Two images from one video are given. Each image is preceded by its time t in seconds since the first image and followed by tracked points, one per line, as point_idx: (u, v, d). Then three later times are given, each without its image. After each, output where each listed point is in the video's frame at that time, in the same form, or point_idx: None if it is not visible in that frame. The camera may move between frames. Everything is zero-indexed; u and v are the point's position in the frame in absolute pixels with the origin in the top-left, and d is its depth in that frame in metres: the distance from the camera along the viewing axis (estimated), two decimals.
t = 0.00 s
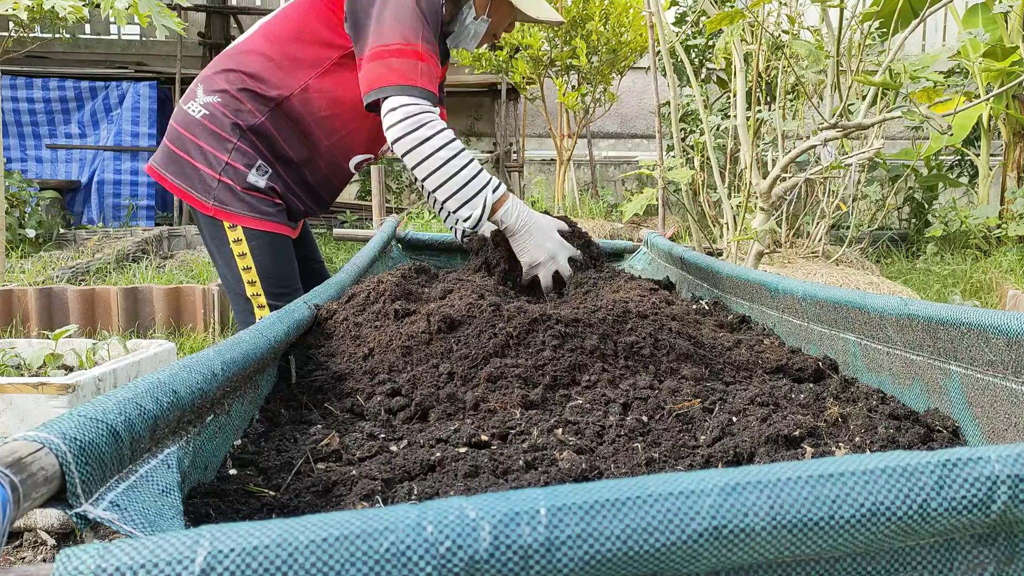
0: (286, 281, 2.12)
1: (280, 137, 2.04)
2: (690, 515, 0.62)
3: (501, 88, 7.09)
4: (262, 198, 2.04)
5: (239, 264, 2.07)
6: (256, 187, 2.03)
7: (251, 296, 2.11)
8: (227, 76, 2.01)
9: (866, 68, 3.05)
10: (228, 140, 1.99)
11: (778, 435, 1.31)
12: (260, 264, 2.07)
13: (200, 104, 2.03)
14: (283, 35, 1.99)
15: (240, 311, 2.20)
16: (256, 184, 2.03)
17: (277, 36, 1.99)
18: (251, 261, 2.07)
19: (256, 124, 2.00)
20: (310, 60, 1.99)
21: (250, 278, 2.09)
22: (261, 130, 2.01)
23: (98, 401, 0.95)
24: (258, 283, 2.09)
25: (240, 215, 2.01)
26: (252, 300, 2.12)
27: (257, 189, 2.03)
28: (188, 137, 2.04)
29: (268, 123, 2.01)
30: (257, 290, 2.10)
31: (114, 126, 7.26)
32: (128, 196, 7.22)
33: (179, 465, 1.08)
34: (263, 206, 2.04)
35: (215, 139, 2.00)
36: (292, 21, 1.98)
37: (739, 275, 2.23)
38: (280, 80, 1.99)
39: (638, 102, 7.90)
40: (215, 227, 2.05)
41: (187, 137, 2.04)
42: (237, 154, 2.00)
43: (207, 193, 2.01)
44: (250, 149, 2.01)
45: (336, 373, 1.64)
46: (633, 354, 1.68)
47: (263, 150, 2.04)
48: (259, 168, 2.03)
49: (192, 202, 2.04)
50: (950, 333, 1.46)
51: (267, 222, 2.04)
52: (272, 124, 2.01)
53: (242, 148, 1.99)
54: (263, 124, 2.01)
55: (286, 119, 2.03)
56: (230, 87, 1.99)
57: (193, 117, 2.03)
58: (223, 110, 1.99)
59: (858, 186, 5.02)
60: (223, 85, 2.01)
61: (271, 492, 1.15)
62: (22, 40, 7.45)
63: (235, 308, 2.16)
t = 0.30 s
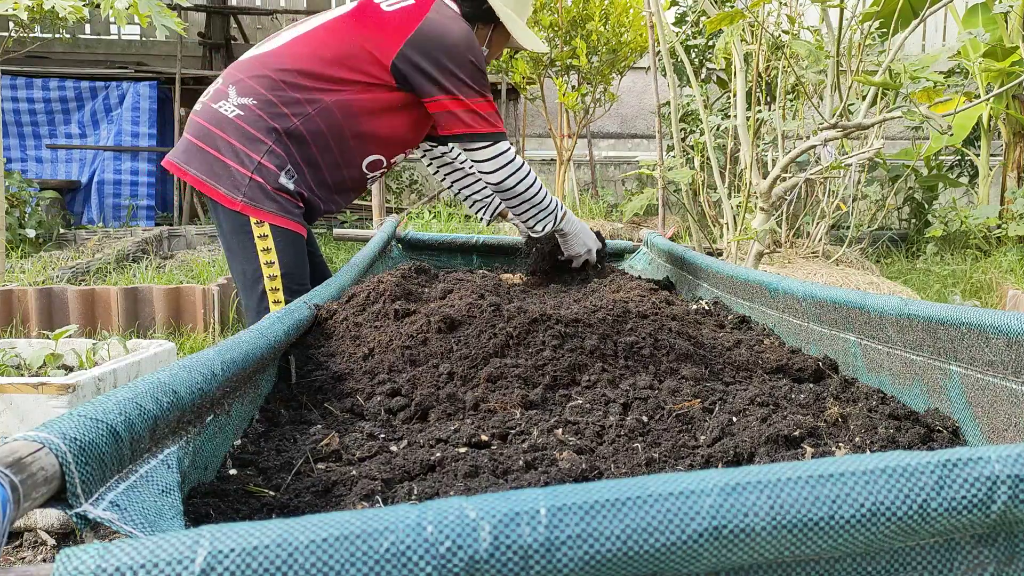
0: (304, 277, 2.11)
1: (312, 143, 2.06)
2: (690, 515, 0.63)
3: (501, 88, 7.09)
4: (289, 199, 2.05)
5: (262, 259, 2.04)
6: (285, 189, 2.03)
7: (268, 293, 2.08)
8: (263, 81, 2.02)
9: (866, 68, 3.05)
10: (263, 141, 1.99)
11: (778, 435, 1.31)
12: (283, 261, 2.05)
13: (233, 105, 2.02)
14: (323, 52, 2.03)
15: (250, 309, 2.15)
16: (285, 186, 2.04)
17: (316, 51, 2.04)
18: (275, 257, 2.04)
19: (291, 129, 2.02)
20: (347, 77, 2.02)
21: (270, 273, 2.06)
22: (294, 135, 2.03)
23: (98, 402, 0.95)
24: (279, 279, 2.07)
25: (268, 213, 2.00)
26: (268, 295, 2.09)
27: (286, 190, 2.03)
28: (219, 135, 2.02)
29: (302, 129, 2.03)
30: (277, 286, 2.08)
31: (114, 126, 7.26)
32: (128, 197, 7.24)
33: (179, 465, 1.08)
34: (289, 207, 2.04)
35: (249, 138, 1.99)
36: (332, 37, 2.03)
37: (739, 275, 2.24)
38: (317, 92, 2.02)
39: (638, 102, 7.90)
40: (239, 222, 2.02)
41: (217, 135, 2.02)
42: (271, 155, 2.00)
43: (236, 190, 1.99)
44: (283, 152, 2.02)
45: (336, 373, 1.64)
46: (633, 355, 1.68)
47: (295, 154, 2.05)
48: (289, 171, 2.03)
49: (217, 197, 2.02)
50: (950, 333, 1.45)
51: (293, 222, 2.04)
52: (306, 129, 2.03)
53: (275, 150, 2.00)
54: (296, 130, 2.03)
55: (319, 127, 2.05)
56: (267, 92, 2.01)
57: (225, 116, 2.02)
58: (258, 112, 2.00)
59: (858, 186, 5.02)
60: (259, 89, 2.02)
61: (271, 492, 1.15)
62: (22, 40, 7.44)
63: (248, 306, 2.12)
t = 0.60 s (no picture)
0: (313, 278, 2.12)
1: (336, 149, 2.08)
2: (690, 515, 0.62)
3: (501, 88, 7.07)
4: (310, 201, 2.04)
5: (274, 257, 2.03)
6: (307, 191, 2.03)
7: (278, 292, 2.07)
8: (295, 83, 2.03)
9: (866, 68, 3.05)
10: (292, 142, 1.99)
11: (778, 435, 1.31)
12: (295, 261, 2.05)
13: (263, 103, 2.01)
14: (352, 63, 2.06)
15: (256, 307, 2.14)
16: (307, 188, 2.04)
17: (345, 61, 2.06)
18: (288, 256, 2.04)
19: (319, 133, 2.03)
20: (373, 89, 2.06)
21: (281, 272, 2.05)
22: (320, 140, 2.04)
23: (98, 401, 0.95)
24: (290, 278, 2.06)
25: (289, 213, 1.99)
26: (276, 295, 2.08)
27: (308, 191, 2.03)
28: (245, 129, 2.00)
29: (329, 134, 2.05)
30: (287, 285, 2.07)
31: (114, 126, 7.26)
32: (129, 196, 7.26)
33: (179, 465, 1.08)
34: (308, 210, 2.04)
35: (278, 137, 1.98)
36: (362, 50, 2.07)
37: (739, 275, 2.24)
38: (347, 100, 2.05)
39: (638, 102, 7.90)
40: (257, 217, 1.99)
41: (244, 130, 1.99)
42: (298, 156, 2.00)
43: (260, 184, 1.96)
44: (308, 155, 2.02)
45: (336, 373, 1.64)
46: (633, 355, 1.68)
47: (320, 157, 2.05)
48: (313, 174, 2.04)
49: (238, 190, 1.98)
50: (950, 332, 1.45)
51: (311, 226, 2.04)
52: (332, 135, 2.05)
53: (302, 153, 2.01)
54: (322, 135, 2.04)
55: (345, 134, 2.07)
56: (299, 94, 2.01)
57: (254, 112, 2.00)
58: (289, 113, 2.00)
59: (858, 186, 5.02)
60: (290, 90, 2.02)
61: (271, 492, 1.15)
62: (22, 40, 7.45)
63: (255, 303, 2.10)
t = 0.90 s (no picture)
0: (314, 279, 2.11)
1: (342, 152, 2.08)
2: (690, 515, 0.62)
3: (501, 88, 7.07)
4: (315, 203, 2.03)
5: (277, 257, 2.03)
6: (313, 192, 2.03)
7: (279, 293, 2.07)
8: (306, 85, 2.03)
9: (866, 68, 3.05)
10: (300, 143, 1.99)
11: (778, 435, 1.31)
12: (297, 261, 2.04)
13: (273, 102, 2.01)
14: (363, 67, 2.07)
15: (255, 306, 2.13)
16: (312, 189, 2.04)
17: (355, 66, 2.08)
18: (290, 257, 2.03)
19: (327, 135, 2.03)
20: (381, 95, 2.07)
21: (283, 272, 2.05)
22: (327, 143, 2.04)
23: (98, 402, 0.95)
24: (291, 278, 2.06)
25: (295, 214, 1.98)
26: (277, 295, 2.07)
27: (314, 193, 2.03)
28: (254, 127, 1.99)
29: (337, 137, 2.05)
30: (288, 286, 2.07)
31: (114, 126, 7.26)
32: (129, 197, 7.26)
33: (179, 465, 1.08)
34: (313, 212, 2.03)
35: (286, 137, 1.98)
36: (372, 56, 2.09)
37: (739, 275, 2.23)
38: (356, 104, 2.06)
39: (638, 102, 7.90)
40: (261, 215, 1.99)
41: (253, 128, 1.99)
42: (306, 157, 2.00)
43: (267, 183, 1.96)
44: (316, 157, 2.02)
45: (336, 373, 1.64)
46: (633, 355, 1.68)
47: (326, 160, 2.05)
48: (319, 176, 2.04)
49: (244, 187, 1.97)
50: (950, 333, 1.45)
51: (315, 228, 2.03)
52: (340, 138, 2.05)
53: (309, 154, 2.00)
54: (329, 137, 2.05)
55: (351, 137, 2.07)
56: (309, 96, 2.02)
57: (263, 111, 2.00)
58: (299, 113, 2.00)
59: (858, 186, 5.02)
60: (301, 91, 2.02)
61: (271, 492, 1.15)
62: (22, 40, 7.45)
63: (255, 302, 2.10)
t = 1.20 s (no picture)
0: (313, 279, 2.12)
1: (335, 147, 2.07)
2: (690, 515, 0.62)
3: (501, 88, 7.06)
4: (311, 200, 2.05)
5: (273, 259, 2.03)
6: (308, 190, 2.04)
7: (277, 293, 2.07)
8: (296, 81, 2.01)
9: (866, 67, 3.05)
10: (293, 141, 1.98)
11: (778, 435, 1.31)
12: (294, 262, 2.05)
13: (263, 100, 1.99)
14: (352, 58, 2.03)
15: (255, 307, 2.14)
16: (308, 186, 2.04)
17: (345, 58, 2.04)
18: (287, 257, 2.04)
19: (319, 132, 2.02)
20: (371, 87, 2.04)
21: (280, 273, 2.05)
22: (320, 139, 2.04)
23: (98, 402, 0.95)
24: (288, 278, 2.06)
25: (291, 213, 1.99)
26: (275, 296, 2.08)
27: (309, 190, 2.04)
28: (246, 127, 1.99)
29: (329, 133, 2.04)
30: (286, 287, 2.07)
31: (114, 126, 7.26)
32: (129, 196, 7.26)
33: (179, 465, 1.08)
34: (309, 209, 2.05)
35: (279, 136, 1.97)
36: (362, 47, 2.04)
37: (739, 275, 2.23)
38: (346, 99, 2.04)
39: (638, 102, 7.89)
40: (257, 216, 1.99)
41: (246, 128, 1.99)
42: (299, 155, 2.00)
43: (261, 184, 1.96)
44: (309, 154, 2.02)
45: (336, 373, 1.64)
46: (633, 355, 1.68)
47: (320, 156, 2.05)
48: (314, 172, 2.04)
49: (239, 189, 1.98)
50: (950, 333, 1.45)
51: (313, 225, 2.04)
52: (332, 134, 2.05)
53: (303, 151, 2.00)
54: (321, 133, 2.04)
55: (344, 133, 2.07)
56: (299, 92, 2.00)
57: (254, 110, 2.00)
58: (290, 111, 1.98)
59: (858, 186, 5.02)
60: (291, 88, 2.00)
61: (271, 492, 1.15)
62: (22, 40, 7.45)
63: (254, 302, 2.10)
